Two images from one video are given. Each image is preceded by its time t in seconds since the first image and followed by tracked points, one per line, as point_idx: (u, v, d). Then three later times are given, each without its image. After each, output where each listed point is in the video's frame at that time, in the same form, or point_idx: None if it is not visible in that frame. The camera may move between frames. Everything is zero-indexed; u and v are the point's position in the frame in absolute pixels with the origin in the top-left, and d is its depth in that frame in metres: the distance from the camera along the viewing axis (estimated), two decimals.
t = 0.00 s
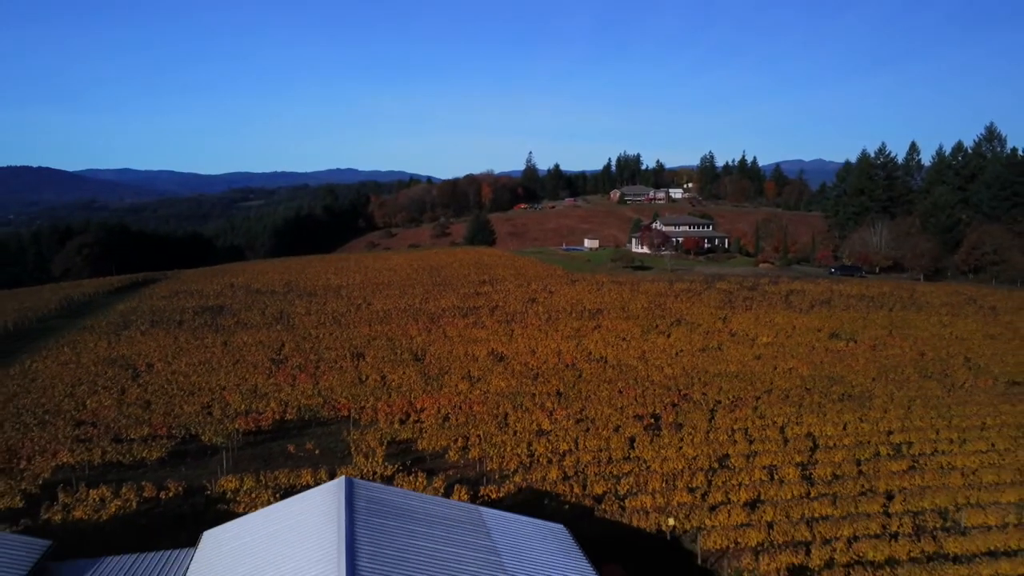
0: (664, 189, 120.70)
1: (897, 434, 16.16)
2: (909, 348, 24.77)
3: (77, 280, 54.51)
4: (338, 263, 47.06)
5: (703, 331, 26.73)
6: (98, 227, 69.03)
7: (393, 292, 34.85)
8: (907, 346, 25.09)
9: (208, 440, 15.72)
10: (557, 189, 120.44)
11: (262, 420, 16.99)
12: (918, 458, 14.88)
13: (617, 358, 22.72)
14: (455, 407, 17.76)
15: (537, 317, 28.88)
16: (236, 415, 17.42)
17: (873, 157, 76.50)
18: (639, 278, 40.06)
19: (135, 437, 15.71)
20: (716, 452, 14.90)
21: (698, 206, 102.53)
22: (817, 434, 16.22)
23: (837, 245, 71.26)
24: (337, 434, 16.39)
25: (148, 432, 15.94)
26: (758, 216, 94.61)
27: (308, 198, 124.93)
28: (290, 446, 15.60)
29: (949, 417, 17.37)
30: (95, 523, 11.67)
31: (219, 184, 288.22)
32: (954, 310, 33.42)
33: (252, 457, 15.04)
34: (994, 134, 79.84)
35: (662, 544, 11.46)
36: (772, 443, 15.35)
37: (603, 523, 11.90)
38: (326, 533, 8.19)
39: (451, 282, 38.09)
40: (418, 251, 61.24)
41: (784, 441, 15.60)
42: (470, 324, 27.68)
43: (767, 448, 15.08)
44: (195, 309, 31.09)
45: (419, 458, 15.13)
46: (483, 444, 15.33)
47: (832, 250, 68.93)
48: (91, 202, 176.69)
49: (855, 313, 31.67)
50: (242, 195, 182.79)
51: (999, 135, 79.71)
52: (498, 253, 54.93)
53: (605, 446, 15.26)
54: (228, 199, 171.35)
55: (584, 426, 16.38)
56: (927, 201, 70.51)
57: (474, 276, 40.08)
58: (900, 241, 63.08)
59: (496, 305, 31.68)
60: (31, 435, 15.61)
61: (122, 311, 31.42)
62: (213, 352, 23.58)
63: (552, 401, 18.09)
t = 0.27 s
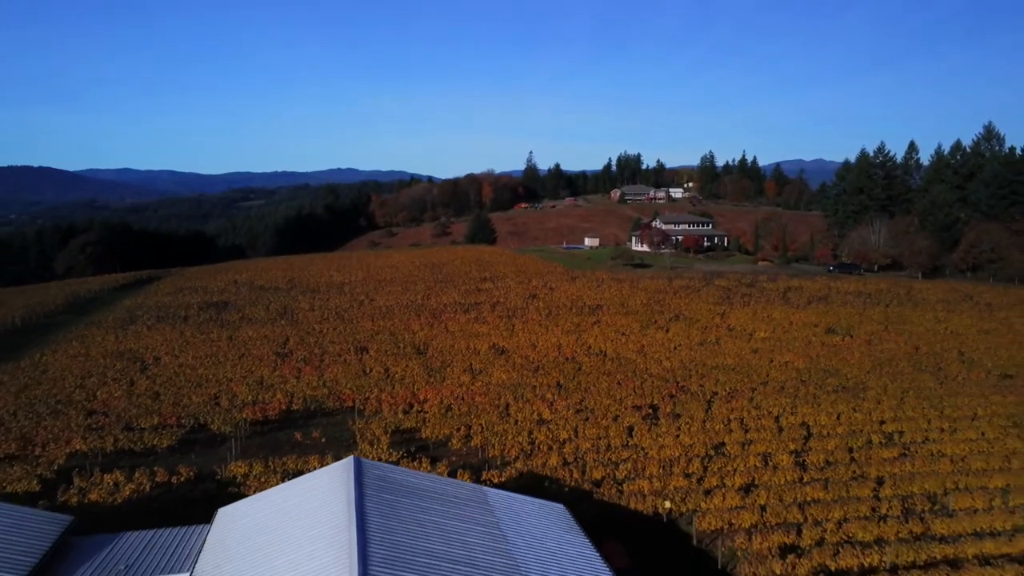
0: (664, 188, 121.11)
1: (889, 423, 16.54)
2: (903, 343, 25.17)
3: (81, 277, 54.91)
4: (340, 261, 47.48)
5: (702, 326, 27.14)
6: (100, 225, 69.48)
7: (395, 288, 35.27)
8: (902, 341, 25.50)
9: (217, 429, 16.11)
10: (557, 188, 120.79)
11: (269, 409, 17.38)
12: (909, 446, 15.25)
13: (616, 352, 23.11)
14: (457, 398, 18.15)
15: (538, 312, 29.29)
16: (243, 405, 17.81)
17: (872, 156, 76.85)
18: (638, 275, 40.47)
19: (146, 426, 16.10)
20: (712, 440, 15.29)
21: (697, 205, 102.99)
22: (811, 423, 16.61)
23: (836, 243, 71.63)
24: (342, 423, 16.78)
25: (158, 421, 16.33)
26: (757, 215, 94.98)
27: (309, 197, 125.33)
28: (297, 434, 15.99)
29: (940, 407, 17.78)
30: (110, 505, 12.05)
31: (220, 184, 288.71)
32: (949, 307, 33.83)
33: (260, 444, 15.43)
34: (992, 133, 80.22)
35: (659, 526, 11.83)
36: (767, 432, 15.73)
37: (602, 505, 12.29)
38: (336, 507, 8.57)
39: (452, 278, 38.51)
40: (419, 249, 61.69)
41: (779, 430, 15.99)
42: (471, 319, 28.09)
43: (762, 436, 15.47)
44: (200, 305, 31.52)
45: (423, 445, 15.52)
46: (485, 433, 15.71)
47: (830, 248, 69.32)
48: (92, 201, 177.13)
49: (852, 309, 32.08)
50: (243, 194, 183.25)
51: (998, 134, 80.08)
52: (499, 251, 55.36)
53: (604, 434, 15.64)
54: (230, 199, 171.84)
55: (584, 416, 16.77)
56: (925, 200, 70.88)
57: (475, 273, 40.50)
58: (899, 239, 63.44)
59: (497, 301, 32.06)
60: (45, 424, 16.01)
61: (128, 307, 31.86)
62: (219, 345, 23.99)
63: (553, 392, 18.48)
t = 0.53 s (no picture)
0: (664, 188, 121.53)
1: (882, 413, 16.93)
2: (899, 337, 25.57)
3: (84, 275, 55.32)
4: (341, 259, 47.85)
5: (700, 321, 27.52)
6: (103, 225, 69.85)
7: (397, 285, 35.63)
8: (897, 335, 25.88)
9: (225, 419, 16.48)
10: (558, 188, 121.18)
11: (276, 400, 17.76)
12: (901, 434, 15.63)
13: (616, 345, 23.48)
14: (459, 389, 18.52)
15: (539, 308, 29.66)
16: (251, 396, 18.19)
17: (871, 155, 77.19)
18: (638, 272, 40.84)
19: (156, 415, 16.49)
20: (708, 429, 15.66)
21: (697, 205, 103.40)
22: (805, 413, 16.98)
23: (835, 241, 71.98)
24: (347, 413, 17.16)
25: (168, 412, 16.71)
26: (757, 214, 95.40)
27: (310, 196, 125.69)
28: (303, 424, 16.35)
29: (933, 398, 18.16)
30: (124, 488, 12.43)
31: (220, 184, 288.94)
32: (945, 303, 34.21)
33: (267, 433, 15.79)
34: (990, 132, 80.57)
35: (655, 508, 12.22)
36: (762, 421, 16.11)
37: (599, 489, 12.69)
38: (346, 483, 8.96)
39: (453, 275, 38.89)
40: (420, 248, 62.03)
41: (774, 419, 16.36)
42: (472, 315, 28.46)
43: (757, 425, 15.85)
44: (205, 301, 31.89)
45: (427, 434, 15.90)
46: (487, 422, 16.08)
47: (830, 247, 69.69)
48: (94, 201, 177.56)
49: (849, 305, 32.47)
50: (244, 194, 183.66)
51: (996, 133, 80.45)
52: (499, 249, 55.73)
53: (603, 423, 16.01)
54: (231, 199, 172.23)
55: (583, 406, 17.15)
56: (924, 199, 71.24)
57: (476, 270, 40.87)
58: (897, 238, 63.78)
59: (498, 297, 32.41)
60: (57, 413, 16.39)
61: (133, 303, 32.23)
62: (225, 340, 24.36)
63: (553, 384, 18.85)
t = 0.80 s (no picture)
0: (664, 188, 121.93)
1: (874, 404, 17.33)
2: (894, 332, 25.95)
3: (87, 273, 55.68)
4: (343, 256, 48.25)
5: (699, 317, 27.91)
6: (105, 224, 70.27)
7: (399, 282, 36.02)
8: (893, 331, 26.25)
9: (233, 410, 16.87)
10: (558, 187, 121.52)
11: (282, 392, 18.15)
12: (892, 424, 16.02)
13: (615, 340, 23.87)
14: (461, 382, 18.91)
15: (539, 304, 30.04)
16: (258, 388, 18.58)
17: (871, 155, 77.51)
18: (638, 270, 41.24)
19: (166, 406, 16.89)
20: (704, 419, 16.06)
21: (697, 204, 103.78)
22: (800, 404, 17.38)
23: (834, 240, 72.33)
24: (352, 404, 17.55)
25: (177, 402, 17.11)
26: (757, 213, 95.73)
27: (311, 196, 125.98)
28: (310, 414, 16.74)
29: (925, 390, 18.54)
30: (137, 474, 12.84)
31: (221, 183, 289.29)
32: (941, 299, 34.57)
33: (275, 423, 16.18)
34: (989, 131, 80.89)
35: (653, 493, 12.63)
36: (757, 411, 16.51)
37: (599, 475, 13.10)
38: (356, 463, 9.38)
39: (455, 273, 39.28)
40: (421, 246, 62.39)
41: (768, 410, 16.76)
42: (474, 311, 28.85)
43: (753, 415, 16.24)
44: (209, 297, 32.29)
45: (430, 424, 16.30)
46: (489, 412, 16.48)
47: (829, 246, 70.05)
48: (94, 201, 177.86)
49: (846, 302, 32.85)
50: (245, 194, 184.12)
51: (995, 132, 80.76)
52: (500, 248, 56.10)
53: (602, 413, 16.41)
54: (232, 198, 172.65)
55: (583, 397, 17.54)
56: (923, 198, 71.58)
57: (477, 268, 41.27)
58: (896, 236, 64.09)
59: (499, 294, 32.80)
60: (69, 404, 16.80)
61: (138, 299, 32.64)
62: (231, 334, 24.75)
63: (553, 377, 19.25)
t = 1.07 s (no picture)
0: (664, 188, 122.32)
1: (867, 395, 17.71)
2: (889, 328, 26.32)
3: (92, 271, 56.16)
4: (345, 255, 48.64)
5: (697, 313, 28.31)
6: (108, 223, 70.70)
7: (401, 279, 36.42)
8: (888, 327, 26.62)
9: (241, 401, 17.27)
10: (559, 187, 121.83)
11: (289, 384, 18.56)
12: (884, 415, 16.39)
13: (614, 335, 24.28)
14: (463, 375, 19.31)
15: (540, 301, 30.43)
16: (264, 381, 19.00)
17: (869, 154, 77.82)
18: (637, 268, 41.63)
19: (175, 397, 17.32)
20: (701, 410, 16.42)
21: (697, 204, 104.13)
22: (795, 396, 17.73)
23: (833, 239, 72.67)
24: (357, 396, 17.95)
25: (186, 394, 17.52)
26: (757, 213, 96.05)
27: (312, 196, 126.41)
28: (316, 405, 17.13)
29: (918, 383, 18.89)
30: (150, 461, 13.22)
31: (222, 183, 289.76)
32: (938, 297, 34.90)
33: (282, 414, 16.58)
34: (987, 130, 81.18)
35: (650, 479, 13.02)
36: (753, 403, 16.88)
37: (598, 462, 13.49)
38: (364, 445, 9.78)
39: (456, 270, 39.68)
40: (422, 245, 62.78)
41: (764, 401, 17.13)
42: (476, 307, 29.26)
43: (748, 406, 16.63)
44: (214, 294, 32.70)
45: (433, 415, 16.69)
46: (490, 403, 16.88)
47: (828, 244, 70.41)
48: (96, 200, 178.40)
49: (843, 298, 33.21)
50: (246, 194, 184.62)
51: (993, 132, 81.03)
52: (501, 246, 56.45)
53: (600, 404, 16.79)
54: (233, 199, 173.12)
55: (582, 390, 17.95)
56: (921, 197, 71.93)
57: (478, 266, 41.68)
58: (895, 235, 64.42)
59: (500, 291, 33.17)
60: (81, 395, 17.22)
61: (144, 296, 33.06)
62: (236, 330, 25.16)
63: (553, 370, 19.65)
